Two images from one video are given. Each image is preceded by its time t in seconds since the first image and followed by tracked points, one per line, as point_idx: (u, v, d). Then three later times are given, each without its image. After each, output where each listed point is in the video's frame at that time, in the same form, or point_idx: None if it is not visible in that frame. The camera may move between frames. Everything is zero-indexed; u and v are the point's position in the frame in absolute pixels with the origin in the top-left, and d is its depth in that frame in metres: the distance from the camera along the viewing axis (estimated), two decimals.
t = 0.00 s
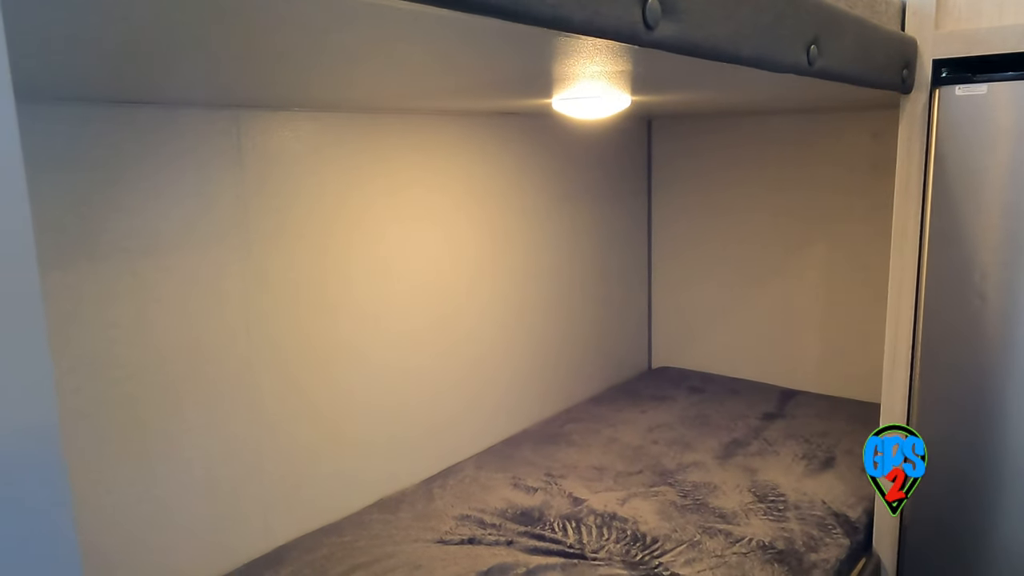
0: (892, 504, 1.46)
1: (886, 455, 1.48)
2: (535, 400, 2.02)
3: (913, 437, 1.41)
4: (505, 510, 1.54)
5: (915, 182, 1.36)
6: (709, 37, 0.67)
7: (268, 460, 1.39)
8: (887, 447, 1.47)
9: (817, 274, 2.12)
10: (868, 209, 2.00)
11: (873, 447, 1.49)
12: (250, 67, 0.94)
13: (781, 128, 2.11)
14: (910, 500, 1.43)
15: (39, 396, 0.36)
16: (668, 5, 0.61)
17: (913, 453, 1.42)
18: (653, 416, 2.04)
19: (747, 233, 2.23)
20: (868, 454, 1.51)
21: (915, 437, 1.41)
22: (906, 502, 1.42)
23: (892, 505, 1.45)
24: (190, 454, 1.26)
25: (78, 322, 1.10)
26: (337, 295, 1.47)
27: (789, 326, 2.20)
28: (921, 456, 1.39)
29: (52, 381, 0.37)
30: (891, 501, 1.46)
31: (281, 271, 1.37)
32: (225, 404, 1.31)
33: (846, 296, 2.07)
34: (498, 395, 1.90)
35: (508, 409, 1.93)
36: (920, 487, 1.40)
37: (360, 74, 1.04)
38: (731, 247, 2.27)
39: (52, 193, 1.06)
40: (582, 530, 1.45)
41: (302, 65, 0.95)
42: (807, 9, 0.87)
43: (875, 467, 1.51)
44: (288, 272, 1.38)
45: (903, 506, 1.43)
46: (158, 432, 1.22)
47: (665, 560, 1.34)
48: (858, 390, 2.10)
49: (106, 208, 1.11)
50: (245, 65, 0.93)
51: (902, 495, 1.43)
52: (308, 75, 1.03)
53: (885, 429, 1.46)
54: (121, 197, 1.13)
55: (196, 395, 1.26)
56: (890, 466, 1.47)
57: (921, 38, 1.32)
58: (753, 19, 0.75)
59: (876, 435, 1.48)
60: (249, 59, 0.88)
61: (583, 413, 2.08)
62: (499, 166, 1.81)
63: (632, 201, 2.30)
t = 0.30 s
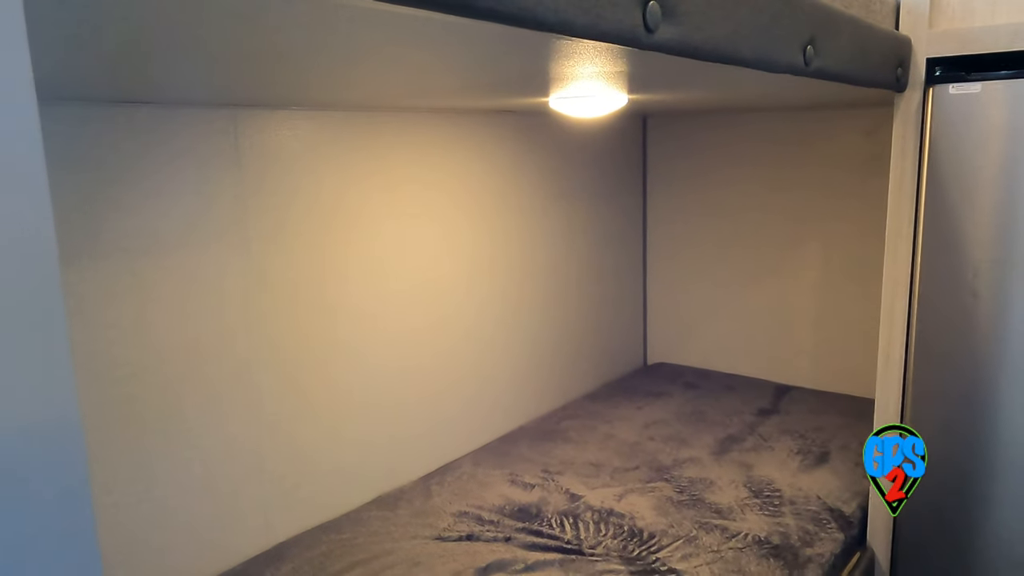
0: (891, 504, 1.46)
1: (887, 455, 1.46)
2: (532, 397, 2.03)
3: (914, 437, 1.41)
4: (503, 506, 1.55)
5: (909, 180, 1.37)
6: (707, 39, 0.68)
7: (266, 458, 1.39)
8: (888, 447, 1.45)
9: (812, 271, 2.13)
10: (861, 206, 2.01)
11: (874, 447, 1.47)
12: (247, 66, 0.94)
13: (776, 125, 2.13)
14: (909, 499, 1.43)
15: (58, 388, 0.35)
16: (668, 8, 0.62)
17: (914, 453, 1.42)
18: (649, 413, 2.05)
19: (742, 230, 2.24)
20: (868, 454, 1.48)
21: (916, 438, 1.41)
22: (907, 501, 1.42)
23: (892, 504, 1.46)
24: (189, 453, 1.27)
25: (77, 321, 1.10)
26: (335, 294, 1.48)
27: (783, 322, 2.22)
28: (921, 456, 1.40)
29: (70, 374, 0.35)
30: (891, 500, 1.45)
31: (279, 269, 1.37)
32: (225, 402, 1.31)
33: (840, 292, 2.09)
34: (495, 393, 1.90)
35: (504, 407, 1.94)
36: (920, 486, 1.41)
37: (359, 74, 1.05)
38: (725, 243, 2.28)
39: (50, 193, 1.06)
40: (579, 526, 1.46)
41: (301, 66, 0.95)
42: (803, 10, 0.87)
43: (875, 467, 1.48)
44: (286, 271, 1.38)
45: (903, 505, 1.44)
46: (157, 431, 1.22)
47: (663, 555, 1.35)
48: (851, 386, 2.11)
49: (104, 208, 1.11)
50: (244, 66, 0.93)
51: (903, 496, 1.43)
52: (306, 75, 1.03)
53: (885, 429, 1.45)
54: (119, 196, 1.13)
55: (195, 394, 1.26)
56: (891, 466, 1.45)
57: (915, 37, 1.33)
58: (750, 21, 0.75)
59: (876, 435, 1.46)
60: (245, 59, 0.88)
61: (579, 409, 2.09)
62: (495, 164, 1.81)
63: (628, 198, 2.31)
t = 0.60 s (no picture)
0: (891, 504, 1.47)
1: (886, 455, 1.47)
2: (528, 393, 2.04)
3: (914, 437, 1.42)
4: (502, 501, 1.55)
5: (903, 176, 1.39)
6: (708, 39, 0.69)
7: (265, 456, 1.39)
8: (888, 447, 1.47)
9: (806, 265, 2.15)
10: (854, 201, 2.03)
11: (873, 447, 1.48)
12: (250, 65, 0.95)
13: (770, 121, 2.14)
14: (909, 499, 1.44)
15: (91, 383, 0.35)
16: (669, 9, 0.62)
17: (913, 453, 1.43)
18: (645, 407, 2.07)
19: (737, 226, 2.25)
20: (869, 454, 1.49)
21: (916, 438, 1.42)
22: (906, 502, 1.44)
23: (892, 505, 1.47)
24: (189, 450, 1.27)
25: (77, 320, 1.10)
26: (334, 291, 1.48)
27: (777, 317, 2.23)
28: (921, 456, 1.41)
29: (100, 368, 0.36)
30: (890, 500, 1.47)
31: (278, 267, 1.37)
32: (226, 400, 1.31)
33: (834, 287, 2.10)
34: (492, 388, 1.91)
35: (501, 403, 1.95)
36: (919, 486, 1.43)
37: (359, 73, 1.05)
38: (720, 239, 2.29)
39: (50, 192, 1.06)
40: (578, 520, 1.47)
41: (302, 65, 0.96)
42: (800, 9, 0.88)
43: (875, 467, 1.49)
44: (285, 269, 1.39)
45: (903, 505, 1.46)
46: (157, 429, 1.22)
47: (661, 548, 1.36)
48: (845, 380, 2.13)
49: (103, 206, 1.11)
50: (245, 65, 0.93)
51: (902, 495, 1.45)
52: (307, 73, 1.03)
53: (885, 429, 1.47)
54: (120, 196, 1.13)
55: (194, 392, 1.26)
56: (891, 466, 1.47)
57: (909, 34, 1.34)
58: (749, 20, 0.76)
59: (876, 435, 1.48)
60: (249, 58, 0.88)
61: (576, 404, 2.10)
62: (491, 161, 1.82)
63: (623, 194, 2.32)
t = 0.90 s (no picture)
0: (891, 504, 1.49)
1: (886, 455, 1.48)
2: (528, 392, 2.05)
3: (913, 438, 1.44)
4: (505, 501, 1.57)
5: (902, 177, 1.40)
6: (719, 52, 0.69)
7: (269, 459, 1.40)
8: (887, 446, 1.48)
9: (803, 265, 2.16)
10: (851, 201, 2.04)
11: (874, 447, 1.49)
12: (257, 72, 0.95)
13: (767, 122, 2.15)
14: (909, 499, 1.46)
15: (150, 382, 0.36)
16: (683, 25, 0.63)
17: (913, 453, 1.45)
18: (644, 406, 2.08)
19: (733, 225, 2.27)
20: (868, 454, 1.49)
21: (915, 437, 1.44)
22: (907, 500, 1.45)
23: (892, 504, 1.49)
24: (195, 454, 1.27)
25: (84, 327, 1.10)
26: (337, 293, 1.48)
27: (774, 315, 2.25)
28: (921, 456, 1.43)
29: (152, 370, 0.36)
30: (890, 500, 1.49)
31: (282, 270, 1.38)
32: (232, 404, 1.32)
33: (830, 285, 2.12)
34: (492, 388, 1.92)
35: (501, 403, 1.96)
36: (918, 485, 1.44)
37: (366, 81, 1.05)
38: (717, 238, 2.31)
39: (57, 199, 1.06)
40: (581, 520, 1.49)
41: (311, 73, 0.96)
42: (805, 18, 0.89)
43: (875, 467, 1.49)
44: (289, 271, 1.39)
45: (903, 504, 1.47)
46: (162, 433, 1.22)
47: (664, 547, 1.38)
48: (842, 377, 2.15)
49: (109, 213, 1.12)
50: (253, 72, 0.94)
51: (903, 496, 1.46)
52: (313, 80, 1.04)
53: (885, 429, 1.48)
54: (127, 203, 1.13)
55: (201, 395, 1.27)
56: (890, 466, 1.48)
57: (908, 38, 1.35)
58: (757, 33, 0.77)
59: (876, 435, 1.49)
60: (258, 66, 0.89)
61: (575, 403, 2.11)
62: (490, 162, 1.82)
63: (621, 194, 2.33)
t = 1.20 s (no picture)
0: (891, 504, 1.51)
1: (886, 455, 1.51)
2: (528, 389, 2.06)
3: (913, 438, 1.46)
4: (509, 499, 1.58)
5: (903, 176, 1.42)
6: (733, 60, 0.70)
7: (274, 459, 1.40)
8: (887, 447, 1.51)
9: (801, 262, 2.18)
10: (849, 199, 2.06)
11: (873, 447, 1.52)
12: (268, 76, 0.95)
13: (765, 119, 2.16)
14: (909, 500, 1.48)
15: (199, 349, 0.37)
16: (700, 33, 0.64)
17: (913, 453, 1.47)
18: (644, 403, 2.09)
19: (732, 222, 2.28)
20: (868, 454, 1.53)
21: (915, 437, 1.46)
22: (907, 500, 1.48)
23: (892, 504, 1.51)
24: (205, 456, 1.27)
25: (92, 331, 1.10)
26: (341, 292, 1.49)
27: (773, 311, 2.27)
28: (920, 456, 1.45)
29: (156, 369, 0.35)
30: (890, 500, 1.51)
31: (286, 271, 1.38)
32: (239, 404, 1.32)
33: (828, 282, 2.14)
34: (493, 385, 1.93)
35: (502, 400, 1.97)
36: (917, 485, 1.46)
37: (375, 84, 1.06)
38: (716, 236, 2.32)
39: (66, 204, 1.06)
40: (585, 517, 1.50)
41: (320, 77, 0.96)
42: (814, 23, 0.90)
43: (876, 467, 1.52)
44: (294, 271, 1.39)
45: (903, 504, 1.49)
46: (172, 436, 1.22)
47: (668, 544, 1.39)
48: (840, 373, 2.17)
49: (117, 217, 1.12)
50: (263, 76, 0.94)
51: (902, 496, 1.49)
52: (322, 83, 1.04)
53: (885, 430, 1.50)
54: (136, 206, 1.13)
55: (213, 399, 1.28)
56: (891, 466, 1.51)
57: (909, 39, 1.36)
58: (768, 39, 0.78)
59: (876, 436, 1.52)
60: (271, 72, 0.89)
61: (575, 400, 2.12)
62: (491, 161, 1.83)
63: (620, 192, 2.34)
